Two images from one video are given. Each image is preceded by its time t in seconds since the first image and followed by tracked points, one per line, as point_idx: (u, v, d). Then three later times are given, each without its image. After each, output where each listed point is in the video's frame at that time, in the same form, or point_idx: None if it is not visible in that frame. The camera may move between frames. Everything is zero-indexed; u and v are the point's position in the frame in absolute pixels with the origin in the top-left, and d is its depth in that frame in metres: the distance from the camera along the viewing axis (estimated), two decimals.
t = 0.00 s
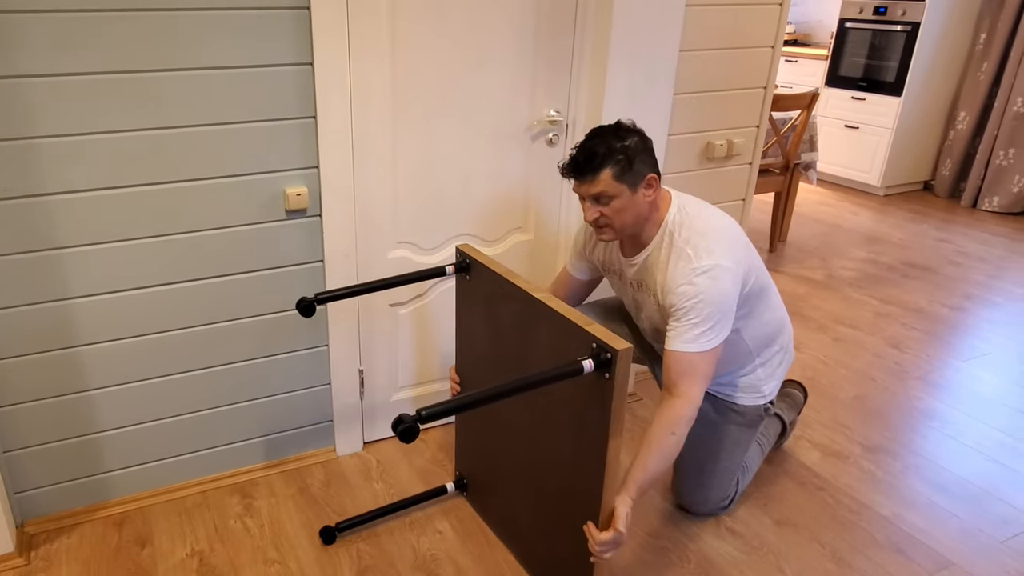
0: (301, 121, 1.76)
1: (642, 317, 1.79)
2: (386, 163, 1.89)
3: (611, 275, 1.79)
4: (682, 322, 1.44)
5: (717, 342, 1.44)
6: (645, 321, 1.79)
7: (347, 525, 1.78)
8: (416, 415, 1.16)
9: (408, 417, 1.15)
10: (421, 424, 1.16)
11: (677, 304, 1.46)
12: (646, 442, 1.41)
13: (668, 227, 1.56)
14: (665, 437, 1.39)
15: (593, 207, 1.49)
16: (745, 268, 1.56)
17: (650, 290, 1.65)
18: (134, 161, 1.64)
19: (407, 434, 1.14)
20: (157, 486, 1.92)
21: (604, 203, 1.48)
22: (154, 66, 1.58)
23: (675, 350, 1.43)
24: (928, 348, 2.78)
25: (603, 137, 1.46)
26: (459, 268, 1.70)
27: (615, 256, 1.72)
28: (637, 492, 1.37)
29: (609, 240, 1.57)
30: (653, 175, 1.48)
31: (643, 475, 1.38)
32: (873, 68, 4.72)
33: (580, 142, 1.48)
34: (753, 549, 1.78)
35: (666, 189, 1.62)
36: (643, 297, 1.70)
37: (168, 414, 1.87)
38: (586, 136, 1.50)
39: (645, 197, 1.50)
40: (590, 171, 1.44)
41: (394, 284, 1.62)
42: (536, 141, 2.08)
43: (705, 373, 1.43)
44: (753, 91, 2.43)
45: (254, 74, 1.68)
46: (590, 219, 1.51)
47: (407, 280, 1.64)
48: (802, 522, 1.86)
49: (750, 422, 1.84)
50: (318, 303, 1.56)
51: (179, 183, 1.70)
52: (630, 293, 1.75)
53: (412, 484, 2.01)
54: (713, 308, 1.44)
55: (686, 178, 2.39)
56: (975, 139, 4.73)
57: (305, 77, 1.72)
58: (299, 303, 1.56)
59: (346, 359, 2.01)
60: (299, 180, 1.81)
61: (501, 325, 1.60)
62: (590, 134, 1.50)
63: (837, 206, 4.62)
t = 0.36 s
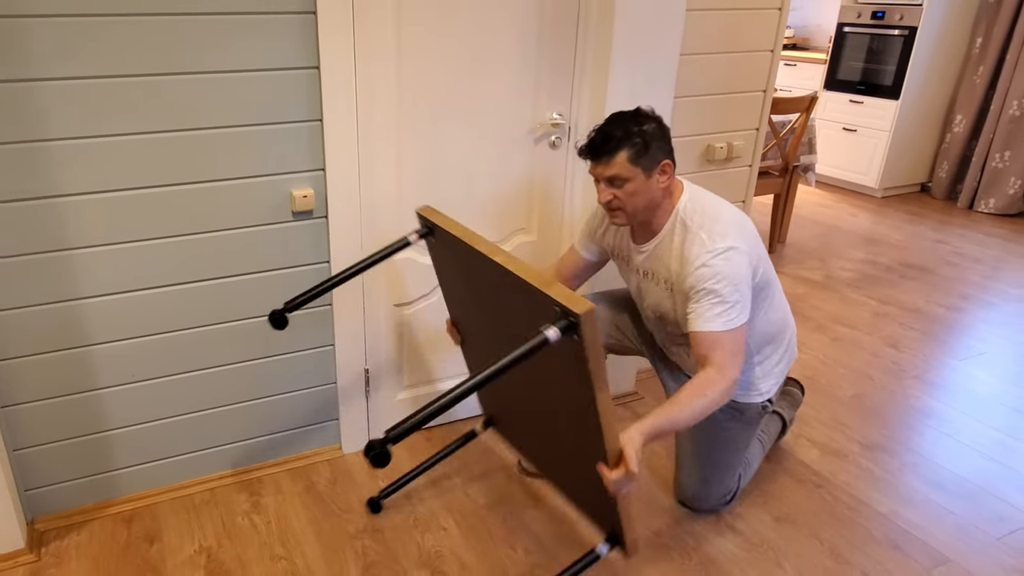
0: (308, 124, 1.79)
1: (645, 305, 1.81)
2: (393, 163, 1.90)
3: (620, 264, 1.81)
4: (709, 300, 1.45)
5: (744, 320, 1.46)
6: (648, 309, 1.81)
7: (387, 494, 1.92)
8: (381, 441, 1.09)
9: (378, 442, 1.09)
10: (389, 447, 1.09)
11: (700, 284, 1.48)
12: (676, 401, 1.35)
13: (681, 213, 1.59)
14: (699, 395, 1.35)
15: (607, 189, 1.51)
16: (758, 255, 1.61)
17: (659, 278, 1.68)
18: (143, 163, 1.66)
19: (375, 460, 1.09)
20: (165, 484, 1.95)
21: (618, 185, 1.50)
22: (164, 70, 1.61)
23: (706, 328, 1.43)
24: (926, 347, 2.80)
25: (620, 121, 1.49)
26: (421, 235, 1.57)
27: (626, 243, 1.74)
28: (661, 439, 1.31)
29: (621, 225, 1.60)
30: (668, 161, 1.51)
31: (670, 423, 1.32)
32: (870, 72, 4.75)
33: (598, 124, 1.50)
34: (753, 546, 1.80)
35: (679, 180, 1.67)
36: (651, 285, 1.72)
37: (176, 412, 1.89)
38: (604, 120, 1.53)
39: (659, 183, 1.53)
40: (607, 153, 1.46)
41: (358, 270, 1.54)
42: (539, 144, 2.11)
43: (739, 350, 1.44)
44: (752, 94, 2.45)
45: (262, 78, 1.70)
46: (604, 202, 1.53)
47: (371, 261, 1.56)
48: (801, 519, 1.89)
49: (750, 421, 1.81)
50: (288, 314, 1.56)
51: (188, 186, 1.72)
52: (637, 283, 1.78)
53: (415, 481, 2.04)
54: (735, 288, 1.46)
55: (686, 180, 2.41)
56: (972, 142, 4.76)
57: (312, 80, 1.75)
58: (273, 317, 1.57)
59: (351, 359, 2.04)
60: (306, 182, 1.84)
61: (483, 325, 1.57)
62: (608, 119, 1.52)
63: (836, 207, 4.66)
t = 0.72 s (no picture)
0: (314, 127, 1.82)
1: (660, 284, 1.85)
2: (398, 163, 1.94)
3: (642, 250, 1.83)
4: (731, 263, 1.46)
5: (767, 283, 1.45)
6: (664, 287, 1.84)
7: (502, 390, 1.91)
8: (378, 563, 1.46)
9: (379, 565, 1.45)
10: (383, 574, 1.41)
11: (722, 247, 1.50)
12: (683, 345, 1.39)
13: (703, 193, 1.63)
14: (712, 334, 1.37)
15: (633, 165, 1.57)
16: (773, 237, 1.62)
17: (679, 255, 1.72)
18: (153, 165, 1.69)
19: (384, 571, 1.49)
20: (174, 481, 1.99)
21: (644, 162, 1.56)
22: (174, 74, 1.64)
23: (728, 288, 1.44)
24: (923, 346, 2.83)
25: (650, 101, 1.55)
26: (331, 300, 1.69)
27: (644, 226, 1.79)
28: (666, 368, 1.35)
29: (642, 205, 1.64)
30: (695, 143, 1.57)
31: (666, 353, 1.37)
32: (868, 76, 4.78)
33: (628, 103, 1.57)
34: (752, 542, 1.83)
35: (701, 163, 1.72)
36: (671, 265, 1.75)
37: (185, 410, 1.93)
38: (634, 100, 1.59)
39: (685, 164, 1.58)
40: (638, 129, 1.53)
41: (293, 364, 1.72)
42: (542, 146, 2.14)
43: (763, 310, 1.42)
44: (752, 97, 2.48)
45: (270, 81, 1.73)
46: (629, 177, 1.59)
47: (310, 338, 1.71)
48: (800, 516, 1.92)
49: (747, 421, 1.85)
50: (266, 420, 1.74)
51: (197, 188, 1.75)
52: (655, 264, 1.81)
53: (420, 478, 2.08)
54: (758, 252, 1.47)
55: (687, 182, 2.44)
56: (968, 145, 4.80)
57: (319, 84, 1.78)
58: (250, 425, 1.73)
59: (356, 359, 2.06)
60: (313, 184, 1.87)
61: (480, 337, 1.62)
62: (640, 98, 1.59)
63: (834, 209, 4.69)
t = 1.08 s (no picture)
0: (321, 130, 1.84)
1: (659, 289, 1.87)
2: (403, 165, 1.97)
3: (642, 256, 1.87)
4: (719, 267, 1.48)
5: (751, 286, 1.46)
6: (664, 293, 1.87)
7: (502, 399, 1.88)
8: None
9: None
10: None
11: (710, 252, 1.53)
12: (661, 376, 1.40)
13: (700, 200, 1.65)
14: (688, 354, 1.38)
15: (632, 172, 1.59)
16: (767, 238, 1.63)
17: (675, 261, 1.74)
18: (162, 168, 1.72)
19: None
20: (183, 479, 2.02)
21: (642, 169, 1.58)
22: (183, 77, 1.66)
23: (714, 291, 1.46)
24: (920, 346, 2.86)
25: (649, 107, 1.57)
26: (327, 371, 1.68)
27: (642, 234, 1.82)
28: (645, 407, 1.35)
29: (640, 209, 1.66)
30: (693, 151, 1.59)
31: (642, 393, 1.38)
32: (866, 79, 4.82)
33: (628, 109, 1.59)
34: (752, 538, 1.86)
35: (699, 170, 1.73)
36: (668, 270, 1.78)
37: (194, 409, 1.96)
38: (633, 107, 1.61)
39: (683, 171, 1.60)
40: (637, 136, 1.55)
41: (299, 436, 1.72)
42: (545, 149, 2.17)
43: (745, 313, 1.43)
44: (751, 100, 2.51)
45: (278, 85, 1.76)
46: (627, 184, 1.61)
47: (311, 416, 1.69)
48: (799, 513, 1.95)
49: (746, 418, 1.87)
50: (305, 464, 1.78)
51: (206, 190, 1.78)
52: (652, 269, 1.84)
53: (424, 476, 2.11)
54: (743, 259, 1.48)
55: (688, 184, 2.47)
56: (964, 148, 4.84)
57: (325, 88, 1.81)
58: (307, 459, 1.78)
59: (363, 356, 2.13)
60: (319, 186, 1.89)
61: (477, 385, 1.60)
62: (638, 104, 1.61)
63: (832, 210, 4.73)
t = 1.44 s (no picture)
0: (327, 132, 1.87)
1: (643, 305, 1.88)
2: (407, 168, 2.00)
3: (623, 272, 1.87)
4: (709, 305, 1.47)
5: (746, 322, 1.46)
6: (653, 314, 1.86)
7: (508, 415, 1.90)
8: None
9: None
10: None
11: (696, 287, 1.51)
12: (664, 412, 1.42)
13: (676, 226, 1.63)
14: (691, 395, 1.40)
15: (601, 216, 1.57)
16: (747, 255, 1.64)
17: (658, 284, 1.73)
18: (171, 170, 1.75)
19: None
20: (191, 477, 2.05)
21: (610, 213, 1.55)
22: (191, 80, 1.69)
23: (707, 333, 1.45)
24: (918, 345, 2.90)
25: (609, 148, 1.52)
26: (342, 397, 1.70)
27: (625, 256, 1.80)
28: (648, 440, 1.38)
29: (617, 242, 1.65)
30: (658, 184, 1.56)
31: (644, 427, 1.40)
32: (864, 82, 4.86)
33: (588, 152, 1.54)
34: (752, 535, 1.89)
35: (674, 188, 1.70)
36: (650, 291, 1.78)
37: (203, 407, 2.00)
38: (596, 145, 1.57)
39: (651, 205, 1.58)
40: (599, 183, 1.51)
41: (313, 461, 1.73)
42: (548, 152, 2.21)
43: (743, 351, 1.44)
44: (750, 104, 2.54)
45: (285, 88, 1.78)
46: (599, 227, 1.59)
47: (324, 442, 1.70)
48: (798, 510, 1.98)
49: (742, 419, 1.90)
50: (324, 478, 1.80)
51: (213, 192, 1.81)
52: (636, 287, 1.84)
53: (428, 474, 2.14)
54: (734, 294, 1.48)
55: (688, 185, 2.49)
56: (960, 151, 4.88)
57: (331, 91, 1.83)
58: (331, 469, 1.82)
59: (368, 355, 2.16)
60: (325, 188, 1.92)
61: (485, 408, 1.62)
62: (597, 144, 1.56)
63: (831, 212, 4.77)
